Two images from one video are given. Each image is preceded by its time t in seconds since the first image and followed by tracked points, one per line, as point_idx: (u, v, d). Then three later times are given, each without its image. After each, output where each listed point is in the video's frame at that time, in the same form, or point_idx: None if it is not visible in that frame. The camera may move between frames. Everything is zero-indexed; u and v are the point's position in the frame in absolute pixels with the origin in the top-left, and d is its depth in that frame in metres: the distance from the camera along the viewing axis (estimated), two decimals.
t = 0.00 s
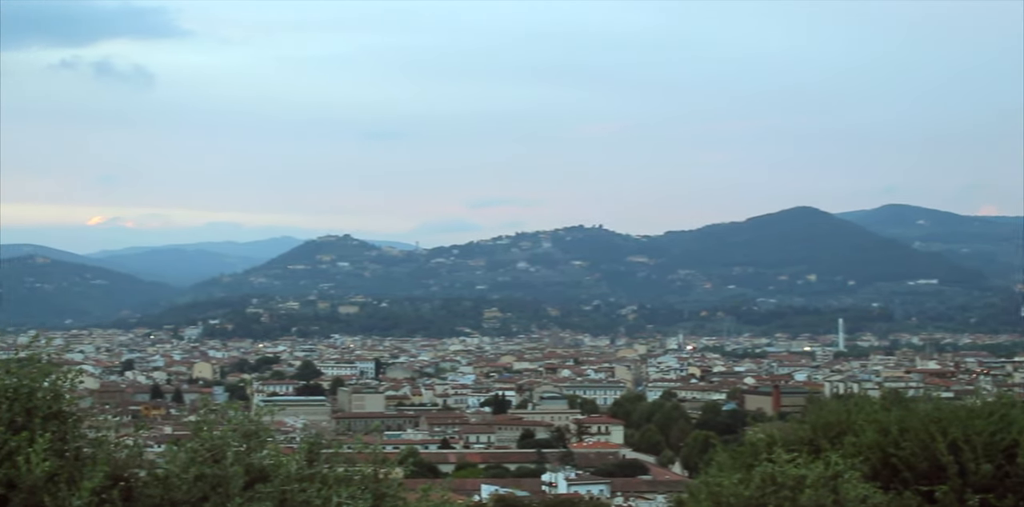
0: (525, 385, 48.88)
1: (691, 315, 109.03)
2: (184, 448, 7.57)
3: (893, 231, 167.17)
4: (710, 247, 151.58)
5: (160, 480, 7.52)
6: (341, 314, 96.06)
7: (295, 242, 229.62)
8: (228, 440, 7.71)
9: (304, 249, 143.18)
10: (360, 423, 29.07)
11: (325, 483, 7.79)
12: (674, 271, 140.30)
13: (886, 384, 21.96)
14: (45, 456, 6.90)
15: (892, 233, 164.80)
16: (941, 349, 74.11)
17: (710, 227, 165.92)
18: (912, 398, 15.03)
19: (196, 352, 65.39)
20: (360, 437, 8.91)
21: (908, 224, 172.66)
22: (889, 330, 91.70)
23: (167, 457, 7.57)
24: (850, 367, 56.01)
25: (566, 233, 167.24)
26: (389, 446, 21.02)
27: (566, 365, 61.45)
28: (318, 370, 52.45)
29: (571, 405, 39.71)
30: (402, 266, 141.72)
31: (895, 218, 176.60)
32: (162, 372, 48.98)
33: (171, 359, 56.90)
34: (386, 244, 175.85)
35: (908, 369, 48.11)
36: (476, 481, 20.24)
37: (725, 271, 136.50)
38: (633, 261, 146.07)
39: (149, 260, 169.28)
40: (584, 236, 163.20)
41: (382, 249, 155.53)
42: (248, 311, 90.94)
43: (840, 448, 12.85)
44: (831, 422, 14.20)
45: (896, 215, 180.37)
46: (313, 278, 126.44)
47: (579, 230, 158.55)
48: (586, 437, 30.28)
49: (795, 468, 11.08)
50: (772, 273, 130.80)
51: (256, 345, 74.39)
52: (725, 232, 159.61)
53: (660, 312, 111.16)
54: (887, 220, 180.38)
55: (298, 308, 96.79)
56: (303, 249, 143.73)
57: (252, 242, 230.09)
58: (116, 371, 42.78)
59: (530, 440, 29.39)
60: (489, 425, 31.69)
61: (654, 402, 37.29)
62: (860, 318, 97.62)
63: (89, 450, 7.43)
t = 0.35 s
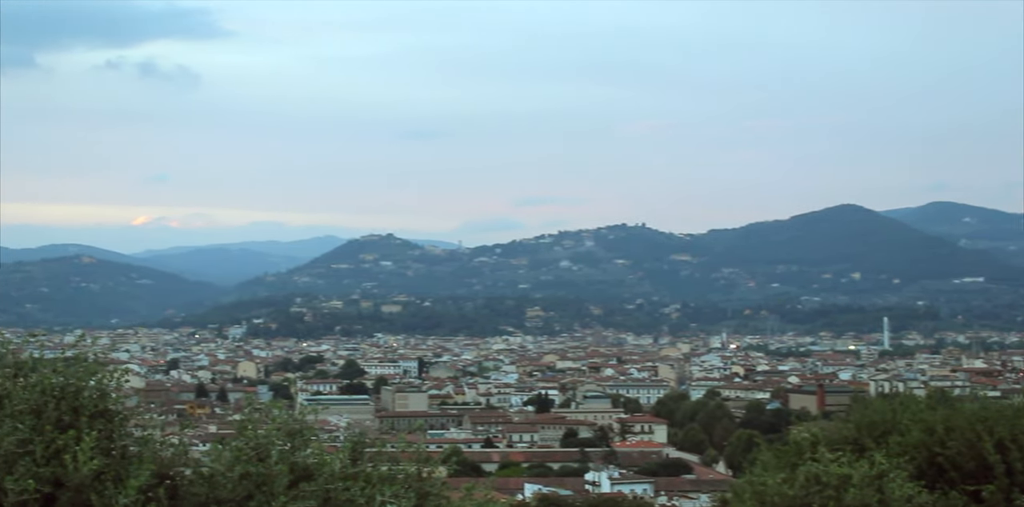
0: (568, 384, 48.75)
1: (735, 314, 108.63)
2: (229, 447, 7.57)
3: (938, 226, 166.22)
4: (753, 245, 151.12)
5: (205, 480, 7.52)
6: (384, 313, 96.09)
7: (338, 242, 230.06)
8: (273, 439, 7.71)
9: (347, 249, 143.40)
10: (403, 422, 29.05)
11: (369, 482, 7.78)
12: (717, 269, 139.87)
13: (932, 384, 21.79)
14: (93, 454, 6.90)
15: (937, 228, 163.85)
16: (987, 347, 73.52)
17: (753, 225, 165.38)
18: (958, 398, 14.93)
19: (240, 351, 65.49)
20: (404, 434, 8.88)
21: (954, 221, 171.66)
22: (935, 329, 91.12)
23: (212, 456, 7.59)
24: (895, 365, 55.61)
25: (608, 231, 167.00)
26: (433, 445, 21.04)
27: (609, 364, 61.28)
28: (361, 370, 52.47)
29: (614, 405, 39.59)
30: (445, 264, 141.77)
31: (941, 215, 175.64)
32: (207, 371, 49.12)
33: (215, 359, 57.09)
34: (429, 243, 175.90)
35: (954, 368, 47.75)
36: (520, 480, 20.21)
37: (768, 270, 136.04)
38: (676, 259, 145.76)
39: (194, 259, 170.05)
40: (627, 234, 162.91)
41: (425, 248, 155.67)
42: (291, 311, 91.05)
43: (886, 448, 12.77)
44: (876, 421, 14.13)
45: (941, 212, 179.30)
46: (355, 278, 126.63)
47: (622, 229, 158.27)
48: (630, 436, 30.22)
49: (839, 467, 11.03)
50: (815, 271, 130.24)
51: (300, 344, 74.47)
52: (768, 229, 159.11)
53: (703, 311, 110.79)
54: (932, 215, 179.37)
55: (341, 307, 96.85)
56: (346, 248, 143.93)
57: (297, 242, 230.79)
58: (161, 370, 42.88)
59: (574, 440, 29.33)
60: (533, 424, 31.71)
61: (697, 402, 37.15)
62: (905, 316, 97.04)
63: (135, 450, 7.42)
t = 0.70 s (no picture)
0: (606, 383, 48.60)
1: (773, 314, 108.21)
2: (267, 447, 7.55)
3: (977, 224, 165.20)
4: (791, 244, 150.68)
5: (244, 478, 7.53)
6: (421, 313, 96.09)
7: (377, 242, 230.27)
8: (311, 439, 7.66)
9: (384, 249, 143.50)
10: (440, 422, 29.04)
11: (407, 482, 7.77)
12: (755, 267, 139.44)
13: (970, 385, 21.64)
14: (131, 453, 6.87)
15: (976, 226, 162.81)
16: None
17: (791, 224, 164.84)
18: (997, 398, 14.84)
19: (279, 351, 65.55)
20: (440, 432, 8.82)
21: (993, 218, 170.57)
22: (974, 328, 90.57)
23: (250, 455, 7.58)
24: (934, 364, 55.18)
25: (645, 231, 166.62)
26: (471, 444, 21.04)
27: (647, 363, 61.10)
28: (398, 369, 52.40)
29: (652, 404, 39.44)
30: (481, 264, 141.72)
31: (981, 214, 174.60)
32: (244, 371, 49.13)
33: (252, 359, 57.16)
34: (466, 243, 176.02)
35: (992, 368, 47.39)
36: (558, 481, 20.15)
37: (806, 269, 135.55)
38: (713, 258, 145.39)
39: (232, 260, 170.55)
40: (664, 234, 162.56)
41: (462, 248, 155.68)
42: (329, 310, 91.10)
43: (925, 447, 12.75)
44: (915, 419, 14.07)
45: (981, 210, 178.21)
46: (393, 277, 126.79)
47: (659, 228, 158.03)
48: (667, 436, 30.14)
49: (877, 467, 10.99)
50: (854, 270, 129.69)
51: (338, 344, 74.48)
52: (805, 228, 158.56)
53: (741, 311, 110.42)
54: (972, 214, 178.29)
55: (378, 307, 96.86)
56: (383, 249, 144.03)
57: (335, 242, 231.14)
58: (199, 370, 42.90)
59: (611, 439, 29.29)
60: (570, 423, 31.67)
61: (735, 400, 37.00)
62: (945, 316, 96.46)
63: (173, 449, 7.42)
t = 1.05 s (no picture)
0: (642, 384, 48.59)
1: (808, 314, 107.94)
2: (303, 446, 7.57)
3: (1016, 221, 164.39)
4: (827, 243, 150.22)
5: (280, 478, 7.55)
6: (456, 313, 96.23)
7: (413, 241, 230.72)
8: (347, 439, 7.67)
9: (420, 249, 143.74)
10: (477, 422, 29.05)
11: (443, 482, 7.78)
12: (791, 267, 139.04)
13: (1008, 384, 21.57)
14: (170, 453, 6.89)
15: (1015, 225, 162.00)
16: None
17: (827, 224, 164.39)
18: None
19: (315, 352, 65.77)
20: (476, 433, 8.82)
21: None
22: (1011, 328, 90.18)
23: (287, 456, 7.60)
24: (972, 365, 54.95)
25: (681, 230, 166.43)
26: (506, 444, 21.08)
27: (682, 363, 61.07)
28: (435, 370, 52.46)
29: (687, 404, 39.39)
30: (517, 264, 141.76)
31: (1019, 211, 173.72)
32: (280, 371, 49.30)
33: (290, 359, 57.35)
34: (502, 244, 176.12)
35: None
36: (594, 481, 20.17)
37: (842, 268, 135.13)
38: (748, 257, 145.11)
39: (269, 260, 171.16)
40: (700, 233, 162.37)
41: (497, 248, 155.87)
42: (364, 311, 91.27)
43: (963, 448, 12.69)
44: (953, 420, 14.00)
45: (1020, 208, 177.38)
46: (428, 277, 127.02)
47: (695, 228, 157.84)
48: (703, 436, 30.12)
49: (915, 467, 10.96)
50: (891, 270, 129.22)
51: (373, 344, 74.61)
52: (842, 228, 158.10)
53: (776, 310, 110.20)
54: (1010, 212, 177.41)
55: (414, 307, 97.03)
56: (419, 249, 144.24)
57: (371, 242, 231.72)
58: (236, 371, 43.08)
59: (648, 439, 29.28)
60: (605, 423, 31.68)
61: (772, 401, 36.94)
62: (983, 315, 96.03)
63: (212, 449, 7.45)
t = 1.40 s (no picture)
0: (681, 384, 48.59)
1: (848, 314, 107.74)
2: (343, 448, 7.57)
3: None
4: (867, 243, 149.78)
5: (320, 479, 7.55)
6: (495, 313, 96.45)
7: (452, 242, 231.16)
8: (386, 439, 7.67)
9: (459, 249, 143.94)
10: (515, 422, 29.04)
11: (483, 482, 7.78)
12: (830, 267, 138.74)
13: None
14: (209, 452, 6.91)
15: None
16: None
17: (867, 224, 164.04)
18: None
19: (355, 352, 66.01)
20: (516, 432, 8.82)
21: None
22: None
23: (326, 455, 7.62)
24: (1012, 365, 54.83)
25: (720, 230, 166.22)
26: (546, 445, 21.13)
27: (722, 364, 61.11)
28: (474, 370, 52.53)
29: (726, 405, 39.37)
30: (556, 265, 141.83)
31: None
32: (321, 371, 49.50)
33: (330, 359, 57.59)
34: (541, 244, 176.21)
35: None
36: (633, 481, 20.15)
37: (882, 268, 134.73)
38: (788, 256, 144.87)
39: (308, 260, 171.68)
40: (738, 233, 162.20)
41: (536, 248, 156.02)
42: (403, 311, 91.52)
43: (1005, 449, 12.59)
44: (994, 420, 13.91)
45: None
46: (468, 278, 127.29)
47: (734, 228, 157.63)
48: (743, 436, 30.09)
49: (954, 468, 10.90)
50: (931, 271, 128.79)
51: (412, 344, 74.84)
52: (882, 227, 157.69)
53: (816, 310, 110.05)
54: None
55: (453, 307, 97.27)
56: (458, 249, 144.46)
57: (410, 242, 232.27)
58: (276, 370, 43.31)
59: (688, 439, 29.27)
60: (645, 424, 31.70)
61: (811, 401, 36.89)
62: None
63: (251, 448, 7.41)
